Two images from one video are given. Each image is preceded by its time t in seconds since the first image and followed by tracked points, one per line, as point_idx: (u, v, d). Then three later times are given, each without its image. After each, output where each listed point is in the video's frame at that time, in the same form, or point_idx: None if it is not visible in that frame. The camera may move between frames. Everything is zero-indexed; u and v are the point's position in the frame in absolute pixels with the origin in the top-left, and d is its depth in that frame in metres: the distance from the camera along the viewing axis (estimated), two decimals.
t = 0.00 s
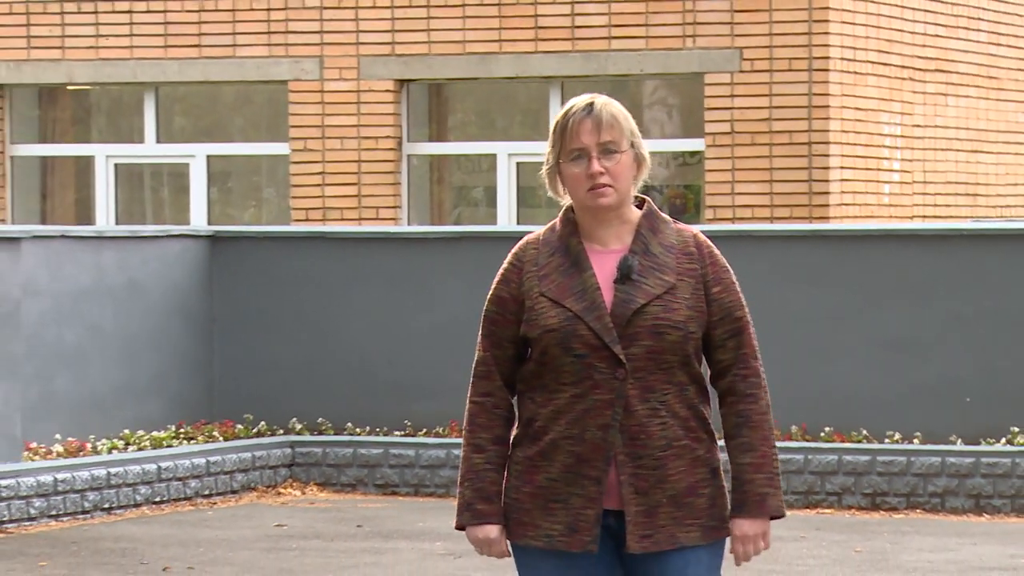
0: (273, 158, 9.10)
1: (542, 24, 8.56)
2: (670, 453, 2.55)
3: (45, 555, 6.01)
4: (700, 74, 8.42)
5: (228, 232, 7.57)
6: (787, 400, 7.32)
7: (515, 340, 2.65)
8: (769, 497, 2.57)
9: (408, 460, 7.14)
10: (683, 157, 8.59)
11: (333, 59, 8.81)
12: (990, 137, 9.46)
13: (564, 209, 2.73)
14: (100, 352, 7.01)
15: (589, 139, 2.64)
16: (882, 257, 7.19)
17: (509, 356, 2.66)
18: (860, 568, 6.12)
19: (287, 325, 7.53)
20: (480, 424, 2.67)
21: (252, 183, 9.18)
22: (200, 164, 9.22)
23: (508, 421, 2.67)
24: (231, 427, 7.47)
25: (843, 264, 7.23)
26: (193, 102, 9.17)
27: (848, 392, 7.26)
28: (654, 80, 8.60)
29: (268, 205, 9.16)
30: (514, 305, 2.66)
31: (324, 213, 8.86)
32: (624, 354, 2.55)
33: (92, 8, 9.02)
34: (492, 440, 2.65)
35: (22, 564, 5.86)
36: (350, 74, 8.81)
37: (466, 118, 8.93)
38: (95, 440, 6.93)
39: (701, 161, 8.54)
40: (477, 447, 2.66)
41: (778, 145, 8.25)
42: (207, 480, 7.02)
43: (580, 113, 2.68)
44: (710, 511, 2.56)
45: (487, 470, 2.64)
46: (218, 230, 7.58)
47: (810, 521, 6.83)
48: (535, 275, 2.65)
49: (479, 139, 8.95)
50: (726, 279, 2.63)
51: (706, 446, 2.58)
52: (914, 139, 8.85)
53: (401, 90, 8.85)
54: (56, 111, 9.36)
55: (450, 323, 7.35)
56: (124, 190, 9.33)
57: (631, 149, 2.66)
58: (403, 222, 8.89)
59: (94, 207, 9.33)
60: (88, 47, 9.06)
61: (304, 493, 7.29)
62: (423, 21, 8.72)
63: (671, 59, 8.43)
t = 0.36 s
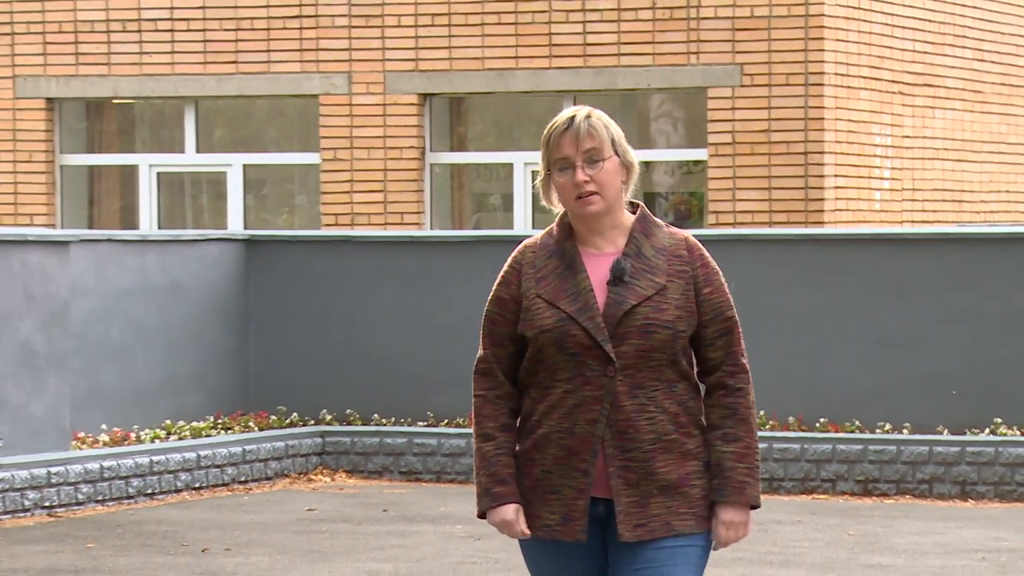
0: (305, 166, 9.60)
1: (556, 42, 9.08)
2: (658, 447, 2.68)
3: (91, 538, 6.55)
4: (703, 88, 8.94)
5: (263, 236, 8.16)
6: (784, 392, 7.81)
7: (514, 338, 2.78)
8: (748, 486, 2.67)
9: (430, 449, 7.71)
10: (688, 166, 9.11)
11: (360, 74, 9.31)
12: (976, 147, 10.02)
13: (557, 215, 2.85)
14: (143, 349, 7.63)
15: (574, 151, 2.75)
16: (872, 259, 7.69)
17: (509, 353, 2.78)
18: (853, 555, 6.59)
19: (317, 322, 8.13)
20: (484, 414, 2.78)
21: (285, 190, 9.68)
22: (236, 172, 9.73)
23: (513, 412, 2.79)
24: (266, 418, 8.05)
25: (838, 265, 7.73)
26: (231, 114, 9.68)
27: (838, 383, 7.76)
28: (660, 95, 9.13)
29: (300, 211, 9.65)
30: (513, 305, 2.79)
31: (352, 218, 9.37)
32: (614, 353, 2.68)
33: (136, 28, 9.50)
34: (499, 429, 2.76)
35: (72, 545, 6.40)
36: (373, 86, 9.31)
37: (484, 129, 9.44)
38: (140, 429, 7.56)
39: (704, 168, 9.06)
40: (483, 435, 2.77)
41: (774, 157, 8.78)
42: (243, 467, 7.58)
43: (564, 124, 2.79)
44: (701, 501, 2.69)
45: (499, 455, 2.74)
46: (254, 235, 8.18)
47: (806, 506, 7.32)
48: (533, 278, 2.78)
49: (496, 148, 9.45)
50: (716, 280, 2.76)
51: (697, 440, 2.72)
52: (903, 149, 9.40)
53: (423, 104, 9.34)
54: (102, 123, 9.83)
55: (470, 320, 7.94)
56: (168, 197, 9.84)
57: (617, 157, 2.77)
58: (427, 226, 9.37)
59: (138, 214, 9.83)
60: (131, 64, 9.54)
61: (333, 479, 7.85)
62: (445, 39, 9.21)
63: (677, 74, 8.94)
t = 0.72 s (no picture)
0: (333, 173, 10.23)
1: (567, 56, 9.68)
2: (658, 454, 2.89)
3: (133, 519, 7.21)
4: (705, 100, 9.54)
5: (293, 237, 8.84)
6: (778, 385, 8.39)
7: (528, 344, 3.01)
8: (750, 498, 2.93)
9: (450, 437, 8.37)
10: (690, 172, 9.72)
11: (384, 87, 9.95)
12: (958, 155, 10.70)
13: (580, 225, 3.07)
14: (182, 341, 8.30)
15: (608, 160, 2.99)
16: (864, 258, 8.23)
17: (523, 358, 3.02)
18: (838, 540, 7.15)
19: (342, 318, 8.82)
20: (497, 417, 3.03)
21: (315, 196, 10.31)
22: (270, 179, 10.36)
23: (523, 415, 3.03)
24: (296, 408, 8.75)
25: (835, 264, 8.27)
26: (263, 124, 10.31)
27: (828, 376, 8.32)
28: (665, 105, 9.70)
29: (329, 216, 10.28)
30: (528, 312, 3.02)
31: (376, 221, 10.01)
32: (615, 362, 2.89)
33: (175, 45, 10.12)
34: (508, 432, 3.01)
35: (116, 524, 7.05)
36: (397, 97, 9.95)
37: (500, 139, 10.03)
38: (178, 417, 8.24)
39: (706, 176, 9.66)
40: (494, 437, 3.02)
41: (773, 164, 9.39)
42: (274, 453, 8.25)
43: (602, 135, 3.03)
44: (698, 509, 2.89)
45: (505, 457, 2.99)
46: (284, 236, 8.84)
47: (801, 490, 7.86)
48: (547, 286, 3.01)
49: (512, 155, 10.06)
50: (726, 299, 2.97)
51: (696, 451, 2.91)
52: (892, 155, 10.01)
53: (443, 115, 9.97)
54: (144, 132, 10.45)
55: (485, 317, 8.60)
56: (205, 202, 10.47)
57: (645, 172, 3.00)
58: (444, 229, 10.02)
59: (176, 218, 10.48)
60: (170, 78, 10.18)
61: (359, 465, 8.54)
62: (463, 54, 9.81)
63: (679, 87, 9.53)
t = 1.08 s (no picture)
0: (355, 179, 11.47)
1: (576, 69, 10.81)
2: (678, 440, 3.10)
3: (167, 502, 7.98)
4: (705, 110, 10.64)
5: (319, 239, 9.70)
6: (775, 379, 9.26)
7: (549, 329, 3.25)
8: (772, 477, 3.10)
9: (466, 427, 9.11)
10: (691, 178, 10.80)
11: (405, 98, 11.12)
12: (944, 162, 11.79)
13: (602, 216, 3.30)
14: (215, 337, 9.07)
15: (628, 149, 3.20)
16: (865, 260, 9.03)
17: (543, 344, 3.26)
18: (826, 526, 7.85)
19: (367, 315, 9.67)
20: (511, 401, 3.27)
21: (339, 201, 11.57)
22: (296, 185, 11.63)
23: (536, 400, 3.27)
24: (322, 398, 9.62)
25: (830, 265, 9.11)
26: (292, 134, 11.55)
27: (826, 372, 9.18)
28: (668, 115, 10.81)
29: (352, 218, 11.53)
30: (550, 299, 3.24)
31: (397, 224, 11.22)
32: (639, 349, 3.11)
33: (208, 58, 11.38)
34: (521, 414, 3.25)
35: (154, 508, 7.94)
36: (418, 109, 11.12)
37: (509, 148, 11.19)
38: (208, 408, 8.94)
39: (708, 182, 10.73)
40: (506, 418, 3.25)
41: (768, 170, 10.47)
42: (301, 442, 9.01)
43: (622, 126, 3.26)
44: (715, 493, 3.10)
45: (513, 438, 3.23)
46: (311, 238, 9.71)
47: (796, 476, 8.64)
48: (570, 275, 3.22)
49: (524, 162, 11.24)
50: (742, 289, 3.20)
51: (716, 437, 3.13)
52: (883, 161, 11.11)
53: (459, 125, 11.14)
54: (179, 140, 11.72)
55: (499, 314, 9.42)
56: (236, 205, 11.77)
57: (663, 163, 3.22)
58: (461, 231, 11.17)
59: (209, 219, 11.79)
60: (205, 90, 11.42)
61: (380, 453, 9.31)
62: (479, 67, 10.96)
63: (682, 97, 10.63)
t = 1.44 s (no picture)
0: (378, 181, 12.50)
1: (587, 78, 11.75)
2: (693, 437, 3.40)
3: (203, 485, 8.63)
4: (709, 116, 11.53)
5: (344, 238, 10.56)
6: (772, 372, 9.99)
7: (561, 336, 3.49)
8: (749, 465, 3.36)
9: (483, 415, 9.91)
10: (697, 180, 11.72)
11: (426, 105, 12.12)
12: (934, 166, 12.91)
13: (602, 224, 3.55)
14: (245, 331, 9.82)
15: (626, 172, 3.44)
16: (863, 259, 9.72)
17: (553, 349, 3.49)
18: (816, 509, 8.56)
19: (390, 311, 10.52)
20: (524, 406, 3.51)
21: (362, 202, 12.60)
22: (323, 187, 12.67)
23: (550, 404, 3.51)
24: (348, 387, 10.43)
25: (823, 263, 9.82)
26: (317, 139, 12.58)
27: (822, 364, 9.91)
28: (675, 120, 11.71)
29: (375, 218, 12.55)
30: (560, 306, 3.49)
31: (418, 224, 12.23)
32: (655, 351, 3.39)
33: (241, 68, 12.43)
34: (535, 418, 3.49)
35: (190, 487, 8.60)
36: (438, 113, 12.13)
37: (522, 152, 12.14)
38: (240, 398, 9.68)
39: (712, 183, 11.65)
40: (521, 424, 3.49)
41: (768, 173, 11.35)
42: (328, 429, 9.79)
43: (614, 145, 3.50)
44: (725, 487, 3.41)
45: (530, 443, 3.47)
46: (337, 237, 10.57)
47: (795, 461, 9.35)
48: (580, 283, 3.48)
49: (538, 166, 12.17)
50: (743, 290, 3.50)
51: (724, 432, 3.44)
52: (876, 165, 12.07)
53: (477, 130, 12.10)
54: (213, 144, 12.78)
55: (512, 309, 10.26)
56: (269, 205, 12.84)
57: (660, 177, 3.47)
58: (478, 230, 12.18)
59: (241, 219, 12.84)
60: (238, 98, 12.47)
61: (402, 439, 10.12)
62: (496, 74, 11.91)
63: (688, 104, 11.53)
